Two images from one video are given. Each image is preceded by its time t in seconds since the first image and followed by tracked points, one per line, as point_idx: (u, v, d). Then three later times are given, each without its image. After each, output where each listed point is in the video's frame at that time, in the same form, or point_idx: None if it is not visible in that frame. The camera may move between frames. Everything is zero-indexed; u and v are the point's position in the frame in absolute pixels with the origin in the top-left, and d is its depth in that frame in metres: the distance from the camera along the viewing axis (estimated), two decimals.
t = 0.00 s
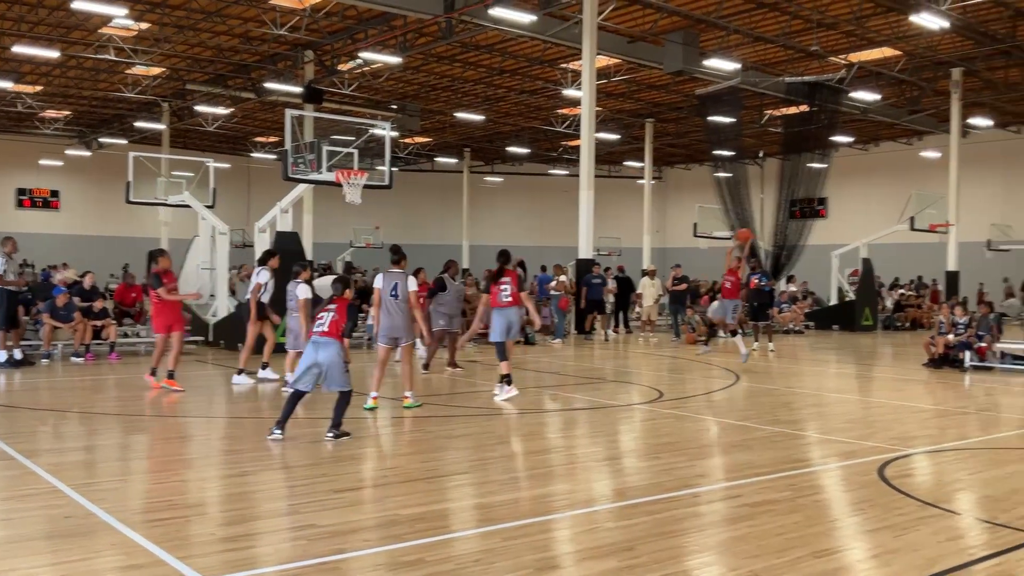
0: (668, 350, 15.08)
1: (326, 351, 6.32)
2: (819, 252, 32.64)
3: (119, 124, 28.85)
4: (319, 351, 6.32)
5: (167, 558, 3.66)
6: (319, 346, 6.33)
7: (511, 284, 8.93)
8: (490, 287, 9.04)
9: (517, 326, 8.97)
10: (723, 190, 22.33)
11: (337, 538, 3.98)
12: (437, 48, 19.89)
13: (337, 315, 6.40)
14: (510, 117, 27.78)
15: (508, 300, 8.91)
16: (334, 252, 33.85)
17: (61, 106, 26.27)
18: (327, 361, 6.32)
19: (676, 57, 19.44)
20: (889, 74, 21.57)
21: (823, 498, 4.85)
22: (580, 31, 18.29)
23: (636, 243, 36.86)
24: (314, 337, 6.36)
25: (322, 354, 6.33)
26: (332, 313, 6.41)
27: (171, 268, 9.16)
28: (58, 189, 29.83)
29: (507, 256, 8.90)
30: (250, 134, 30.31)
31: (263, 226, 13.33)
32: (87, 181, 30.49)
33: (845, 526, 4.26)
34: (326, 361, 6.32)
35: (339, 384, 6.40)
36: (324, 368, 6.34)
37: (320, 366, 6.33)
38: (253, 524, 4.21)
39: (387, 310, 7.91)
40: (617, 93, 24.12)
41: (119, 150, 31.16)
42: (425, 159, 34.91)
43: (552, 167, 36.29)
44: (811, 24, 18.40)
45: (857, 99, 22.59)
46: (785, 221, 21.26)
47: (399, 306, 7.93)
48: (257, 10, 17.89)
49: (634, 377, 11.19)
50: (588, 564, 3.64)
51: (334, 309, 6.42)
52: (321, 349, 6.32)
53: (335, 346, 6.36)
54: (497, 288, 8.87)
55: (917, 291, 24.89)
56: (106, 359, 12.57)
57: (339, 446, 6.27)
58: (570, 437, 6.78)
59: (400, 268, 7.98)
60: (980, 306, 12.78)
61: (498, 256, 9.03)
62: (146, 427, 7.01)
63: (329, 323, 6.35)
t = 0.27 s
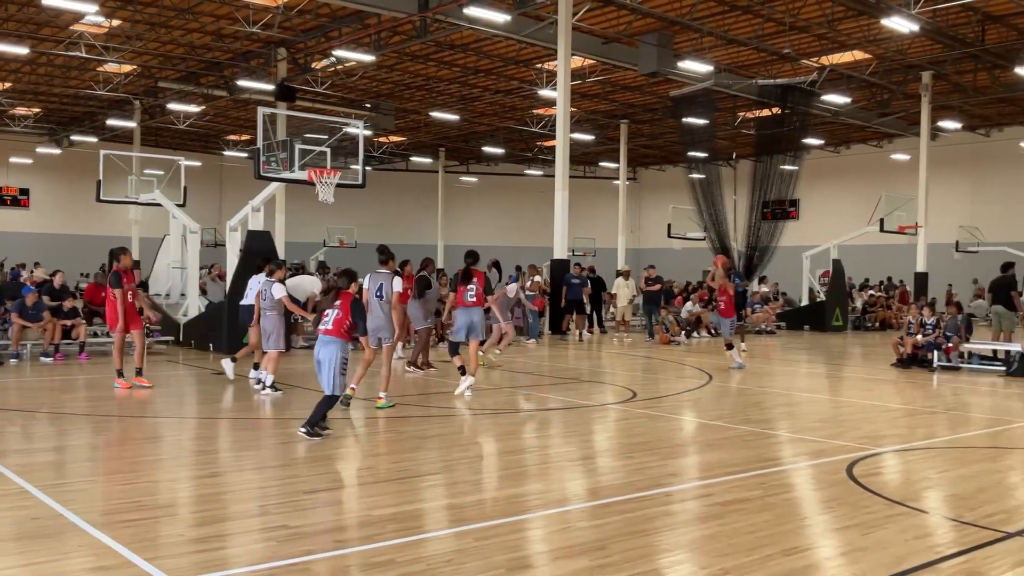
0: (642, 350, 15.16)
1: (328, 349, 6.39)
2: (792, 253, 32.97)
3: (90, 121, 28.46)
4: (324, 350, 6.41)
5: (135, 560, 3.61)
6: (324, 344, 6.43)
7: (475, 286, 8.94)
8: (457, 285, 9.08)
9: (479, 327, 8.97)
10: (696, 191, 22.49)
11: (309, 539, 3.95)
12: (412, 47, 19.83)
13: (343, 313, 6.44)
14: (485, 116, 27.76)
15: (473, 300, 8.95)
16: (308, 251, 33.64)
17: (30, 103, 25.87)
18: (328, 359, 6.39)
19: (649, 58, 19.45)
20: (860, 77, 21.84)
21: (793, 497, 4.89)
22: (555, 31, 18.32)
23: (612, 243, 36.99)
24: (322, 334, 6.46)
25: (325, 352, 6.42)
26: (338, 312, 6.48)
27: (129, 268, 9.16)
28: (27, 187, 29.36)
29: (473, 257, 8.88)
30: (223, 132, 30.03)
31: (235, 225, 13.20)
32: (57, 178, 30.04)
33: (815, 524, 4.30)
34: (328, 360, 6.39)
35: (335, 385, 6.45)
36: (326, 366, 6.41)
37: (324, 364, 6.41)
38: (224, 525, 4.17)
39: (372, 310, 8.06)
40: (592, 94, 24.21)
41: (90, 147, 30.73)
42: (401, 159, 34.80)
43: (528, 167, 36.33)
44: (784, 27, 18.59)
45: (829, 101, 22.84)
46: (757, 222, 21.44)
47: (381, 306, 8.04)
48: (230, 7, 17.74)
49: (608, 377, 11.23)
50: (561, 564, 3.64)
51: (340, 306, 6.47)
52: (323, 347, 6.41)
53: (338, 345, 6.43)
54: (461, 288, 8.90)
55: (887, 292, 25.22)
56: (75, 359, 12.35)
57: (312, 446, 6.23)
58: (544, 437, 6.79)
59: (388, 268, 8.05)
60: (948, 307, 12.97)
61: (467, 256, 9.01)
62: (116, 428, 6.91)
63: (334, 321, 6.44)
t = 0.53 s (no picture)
0: (633, 349, 15.18)
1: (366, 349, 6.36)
2: (782, 252, 33.09)
3: (79, 119, 28.29)
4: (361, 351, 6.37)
5: (126, 559, 3.59)
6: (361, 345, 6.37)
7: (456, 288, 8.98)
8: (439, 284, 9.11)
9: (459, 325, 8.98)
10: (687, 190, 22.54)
11: (300, 538, 3.94)
12: (403, 46, 19.80)
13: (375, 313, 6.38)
14: (476, 115, 27.73)
15: (452, 298, 8.95)
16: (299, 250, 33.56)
17: (19, 101, 25.71)
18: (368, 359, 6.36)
19: (640, 57, 19.48)
20: (850, 76, 21.93)
21: (783, 495, 4.91)
22: (546, 31, 18.32)
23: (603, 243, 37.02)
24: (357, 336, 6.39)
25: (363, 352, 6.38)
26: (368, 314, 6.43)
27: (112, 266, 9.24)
28: (15, 185, 29.18)
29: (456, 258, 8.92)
30: (214, 131, 29.91)
31: (226, 224, 13.14)
32: (46, 177, 29.86)
33: (805, 522, 4.32)
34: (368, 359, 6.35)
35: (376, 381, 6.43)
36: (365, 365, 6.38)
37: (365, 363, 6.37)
38: (215, 524, 4.15)
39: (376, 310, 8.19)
40: (583, 93, 24.23)
41: (80, 145, 30.56)
42: (392, 157, 34.75)
43: (519, 166, 36.32)
44: (774, 27, 18.64)
45: (819, 101, 22.93)
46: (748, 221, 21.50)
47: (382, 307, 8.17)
48: (220, 5, 17.68)
49: (599, 376, 11.24)
50: (553, 562, 3.65)
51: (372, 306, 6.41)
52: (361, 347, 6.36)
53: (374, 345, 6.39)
54: (442, 287, 8.90)
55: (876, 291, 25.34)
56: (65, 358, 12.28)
57: (304, 445, 6.21)
58: (535, 435, 6.79)
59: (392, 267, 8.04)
60: (937, 306, 13.04)
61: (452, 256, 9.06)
62: (106, 427, 6.88)
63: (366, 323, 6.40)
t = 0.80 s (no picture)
0: (630, 348, 15.20)
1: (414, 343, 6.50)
2: (779, 251, 33.14)
3: (75, 118, 28.21)
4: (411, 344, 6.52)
5: (125, 558, 3.59)
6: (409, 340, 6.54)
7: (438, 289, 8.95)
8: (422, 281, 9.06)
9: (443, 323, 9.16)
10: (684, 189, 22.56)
11: (299, 537, 3.94)
12: (400, 44, 19.79)
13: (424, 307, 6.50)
14: (473, 114, 27.72)
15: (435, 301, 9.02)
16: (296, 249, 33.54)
17: (15, 100, 25.65)
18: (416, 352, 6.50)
19: (638, 56, 19.49)
20: (847, 75, 21.97)
21: (781, 493, 4.92)
22: (543, 29, 18.31)
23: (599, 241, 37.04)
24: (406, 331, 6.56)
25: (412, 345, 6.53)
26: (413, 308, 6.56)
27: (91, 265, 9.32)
28: (11, 184, 29.11)
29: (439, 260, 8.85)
30: (210, 129, 29.85)
31: (223, 223, 13.11)
32: (42, 176, 29.79)
33: (803, 520, 4.33)
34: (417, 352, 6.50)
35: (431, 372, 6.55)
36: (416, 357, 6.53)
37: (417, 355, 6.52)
38: (213, 523, 4.15)
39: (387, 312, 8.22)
40: (580, 92, 24.25)
41: (75, 144, 30.48)
42: (388, 156, 34.72)
43: (516, 165, 36.31)
44: (771, 25, 18.66)
45: (816, 100, 22.96)
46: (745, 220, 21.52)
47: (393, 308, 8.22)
48: (217, 4, 17.66)
49: (597, 375, 11.25)
50: (551, 560, 3.65)
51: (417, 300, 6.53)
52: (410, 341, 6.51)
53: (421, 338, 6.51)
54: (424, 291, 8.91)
55: (872, 289, 25.39)
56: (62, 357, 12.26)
57: (302, 445, 6.20)
58: (532, 434, 6.80)
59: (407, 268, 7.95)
60: (934, 304, 13.05)
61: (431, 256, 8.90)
62: (104, 426, 6.86)
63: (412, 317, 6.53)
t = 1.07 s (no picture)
0: (631, 347, 15.22)
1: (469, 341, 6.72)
2: (780, 250, 33.12)
3: (76, 117, 28.23)
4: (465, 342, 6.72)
5: (128, 557, 3.59)
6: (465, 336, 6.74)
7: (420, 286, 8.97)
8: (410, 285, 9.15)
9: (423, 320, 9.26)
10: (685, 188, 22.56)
11: (300, 536, 3.94)
12: (402, 43, 19.80)
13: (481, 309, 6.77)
14: (474, 113, 27.72)
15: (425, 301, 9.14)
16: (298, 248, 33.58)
17: (17, 99, 25.67)
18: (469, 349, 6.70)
19: (639, 55, 19.49)
20: (848, 73, 21.95)
21: (782, 492, 4.92)
22: (544, 28, 18.30)
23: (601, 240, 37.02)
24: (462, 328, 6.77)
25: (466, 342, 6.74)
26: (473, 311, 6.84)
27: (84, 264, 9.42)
28: (13, 183, 29.13)
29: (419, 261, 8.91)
30: (211, 128, 29.87)
31: (225, 221, 13.10)
32: (43, 175, 29.80)
33: (804, 519, 4.33)
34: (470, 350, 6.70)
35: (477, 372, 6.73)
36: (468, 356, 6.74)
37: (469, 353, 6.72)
38: (214, 522, 4.16)
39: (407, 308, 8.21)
40: (581, 91, 24.25)
41: (77, 143, 30.49)
42: (390, 155, 34.73)
43: (517, 164, 36.31)
44: (772, 24, 18.66)
45: (817, 98, 22.95)
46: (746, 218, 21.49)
47: (414, 304, 8.22)
48: (219, 3, 17.68)
49: (598, 373, 11.26)
50: (552, 559, 3.66)
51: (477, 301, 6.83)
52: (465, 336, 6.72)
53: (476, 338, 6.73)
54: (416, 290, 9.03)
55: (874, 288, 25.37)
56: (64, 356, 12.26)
57: (304, 443, 6.21)
58: (534, 433, 6.79)
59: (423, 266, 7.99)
60: (936, 303, 13.02)
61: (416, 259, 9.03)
62: (106, 425, 6.86)
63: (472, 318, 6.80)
